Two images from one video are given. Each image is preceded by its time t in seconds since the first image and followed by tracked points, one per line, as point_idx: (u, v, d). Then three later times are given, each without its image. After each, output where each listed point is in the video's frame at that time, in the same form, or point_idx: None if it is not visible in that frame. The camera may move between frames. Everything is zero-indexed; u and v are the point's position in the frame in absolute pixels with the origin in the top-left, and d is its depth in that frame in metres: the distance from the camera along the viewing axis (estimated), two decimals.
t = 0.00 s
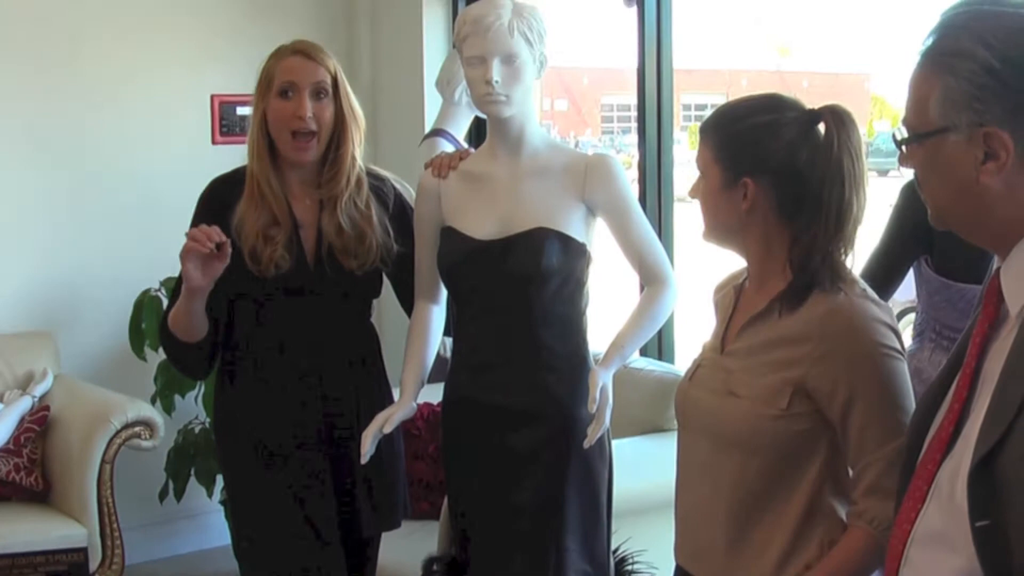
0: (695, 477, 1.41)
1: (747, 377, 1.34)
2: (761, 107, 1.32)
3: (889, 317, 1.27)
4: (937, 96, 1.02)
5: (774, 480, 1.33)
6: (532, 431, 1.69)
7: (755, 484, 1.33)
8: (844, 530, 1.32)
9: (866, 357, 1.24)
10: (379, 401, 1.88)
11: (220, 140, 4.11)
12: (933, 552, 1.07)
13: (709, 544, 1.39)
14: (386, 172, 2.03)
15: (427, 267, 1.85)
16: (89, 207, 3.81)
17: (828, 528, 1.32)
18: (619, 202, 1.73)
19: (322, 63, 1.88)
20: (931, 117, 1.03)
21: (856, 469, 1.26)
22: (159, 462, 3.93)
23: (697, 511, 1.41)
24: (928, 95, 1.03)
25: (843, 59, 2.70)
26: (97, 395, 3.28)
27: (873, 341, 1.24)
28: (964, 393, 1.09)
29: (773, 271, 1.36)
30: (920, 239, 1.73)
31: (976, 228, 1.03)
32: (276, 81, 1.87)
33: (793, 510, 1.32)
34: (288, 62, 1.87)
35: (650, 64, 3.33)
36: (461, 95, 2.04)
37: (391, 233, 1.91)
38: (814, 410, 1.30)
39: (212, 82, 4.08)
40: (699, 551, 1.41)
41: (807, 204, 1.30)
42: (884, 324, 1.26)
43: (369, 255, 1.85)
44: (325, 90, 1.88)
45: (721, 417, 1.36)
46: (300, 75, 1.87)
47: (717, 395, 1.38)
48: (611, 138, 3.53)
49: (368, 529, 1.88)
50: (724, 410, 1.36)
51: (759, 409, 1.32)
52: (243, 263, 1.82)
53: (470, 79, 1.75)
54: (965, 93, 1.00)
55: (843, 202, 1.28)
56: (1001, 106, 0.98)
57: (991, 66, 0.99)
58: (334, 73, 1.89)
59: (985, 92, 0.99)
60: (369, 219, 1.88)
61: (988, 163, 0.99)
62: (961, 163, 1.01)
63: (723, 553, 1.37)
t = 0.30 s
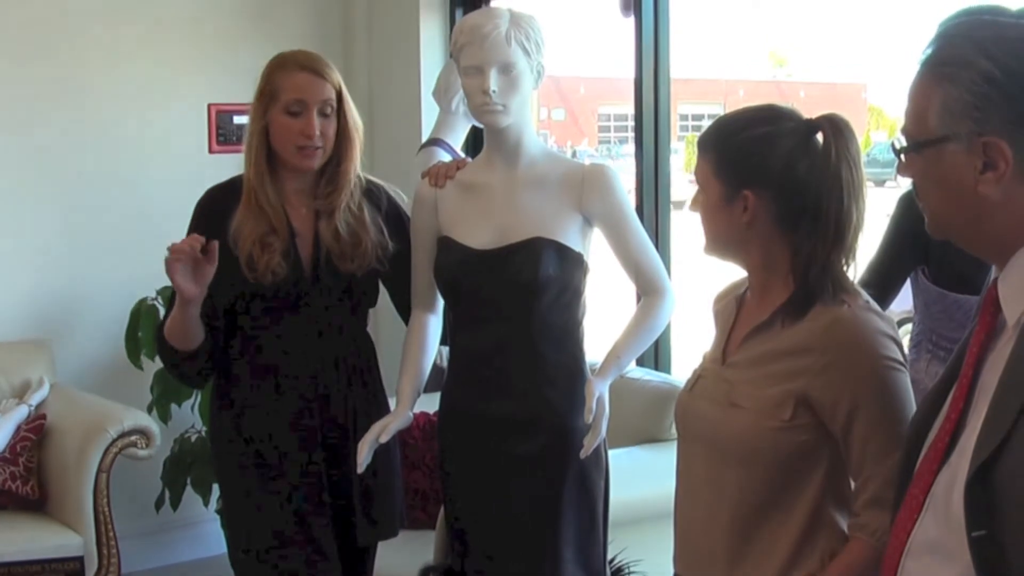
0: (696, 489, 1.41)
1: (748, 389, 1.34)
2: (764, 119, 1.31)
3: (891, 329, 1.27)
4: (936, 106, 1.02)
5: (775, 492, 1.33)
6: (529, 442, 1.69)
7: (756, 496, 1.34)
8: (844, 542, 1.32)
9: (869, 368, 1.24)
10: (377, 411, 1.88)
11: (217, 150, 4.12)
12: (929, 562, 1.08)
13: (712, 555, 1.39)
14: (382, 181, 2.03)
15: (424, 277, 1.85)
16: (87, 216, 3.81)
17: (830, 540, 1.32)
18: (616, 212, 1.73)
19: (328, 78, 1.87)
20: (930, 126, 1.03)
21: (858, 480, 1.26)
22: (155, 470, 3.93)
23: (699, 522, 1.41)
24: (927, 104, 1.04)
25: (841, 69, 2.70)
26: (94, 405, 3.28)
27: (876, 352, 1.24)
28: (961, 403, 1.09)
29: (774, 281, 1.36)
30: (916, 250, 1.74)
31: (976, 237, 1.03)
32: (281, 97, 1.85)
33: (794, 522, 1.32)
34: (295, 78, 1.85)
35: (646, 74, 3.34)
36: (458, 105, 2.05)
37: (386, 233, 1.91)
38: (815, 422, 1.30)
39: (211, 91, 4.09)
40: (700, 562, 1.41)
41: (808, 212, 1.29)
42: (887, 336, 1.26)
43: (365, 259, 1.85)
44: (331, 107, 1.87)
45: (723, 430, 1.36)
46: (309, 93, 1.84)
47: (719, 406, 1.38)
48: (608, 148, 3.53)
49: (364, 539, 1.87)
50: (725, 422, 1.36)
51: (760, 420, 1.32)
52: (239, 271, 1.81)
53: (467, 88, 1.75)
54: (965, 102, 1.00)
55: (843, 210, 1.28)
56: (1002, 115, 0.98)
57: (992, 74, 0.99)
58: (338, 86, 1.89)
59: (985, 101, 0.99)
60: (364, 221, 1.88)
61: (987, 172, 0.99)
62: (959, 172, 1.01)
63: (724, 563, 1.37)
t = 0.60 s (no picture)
0: (697, 498, 1.42)
1: (751, 399, 1.34)
2: (762, 131, 1.32)
3: (894, 338, 1.28)
4: (931, 116, 1.03)
5: (778, 500, 1.33)
6: (528, 449, 1.69)
7: (759, 504, 1.34)
8: (847, 549, 1.32)
9: (870, 377, 1.24)
10: (375, 417, 1.89)
11: (215, 156, 4.10)
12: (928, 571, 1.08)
13: (714, 563, 1.39)
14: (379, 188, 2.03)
15: (423, 284, 1.85)
16: (85, 220, 3.81)
17: (834, 547, 1.32)
18: (615, 218, 1.73)
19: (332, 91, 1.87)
20: (926, 137, 1.03)
21: (860, 488, 1.27)
22: (152, 476, 3.93)
23: (699, 531, 1.41)
24: (923, 114, 1.04)
25: (840, 75, 2.69)
26: (91, 410, 3.27)
27: (879, 360, 1.25)
28: (960, 413, 1.09)
29: (774, 290, 1.37)
30: (914, 258, 1.74)
31: (973, 248, 1.03)
32: (284, 111, 1.84)
33: (796, 531, 1.33)
34: (299, 90, 1.84)
35: (644, 79, 3.34)
36: (456, 111, 2.05)
37: (382, 236, 1.92)
38: (818, 430, 1.30)
39: (209, 95, 4.09)
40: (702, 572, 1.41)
41: (806, 220, 1.30)
42: (889, 344, 1.26)
43: (363, 262, 1.85)
44: (333, 123, 1.86)
45: (724, 439, 1.36)
46: (314, 107, 1.84)
47: (721, 415, 1.38)
48: (606, 153, 3.54)
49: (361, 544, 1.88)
50: (727, 431, 1.36)
51: (762, 429, 1.32)
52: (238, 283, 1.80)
53: (465, 96, 1.76)
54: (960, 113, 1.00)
55: (840, 218, 1.28)
56: (998, 125, 0.99)
57: (986, 84, 1.00)
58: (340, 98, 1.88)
59: (980, 112, 1.00)
60: (361, 225, 1.88)
61: (984, 182, 1.00)
62: (956, 183, 1.01)
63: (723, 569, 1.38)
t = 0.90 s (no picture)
0: (697, 502, 1.42)
1: (750, 403, 1.35)
2: (757, 135, 1.32)
3: (892, 341, 1.27)
4: (929, 122, 1.03)
5: (777, 505, 1.33)
6: (528, 452, 1.69)
7: (757, 508, 1.34)
8: (848, 553, 1.32)
9: (869, 380, 1.24)
10: (374, 420, 1.89)
11: (214, 158, 4.11)
12: None
13: (712, 566, 1.40)
14: (378, 190, 2.03)
15: (422, 286, 1.85)
16: (84, 222, 3.81)
17: (834, 551, 1.32)
18: (615, 221, 1.73)
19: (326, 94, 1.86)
20: (924, 142, 1.03)
21: (859, 492, 1.26)
22: (151, 479, 3.93)
23: (699, 534, 1.42)
24: (921, 121, 1.04)
25: (840, 78, 2.70)
26: (91, 413, 3.27)
27: (877, 364, 1.25)
28: (960, 417, 1.09)
29: (773, 295, 1.37)
30: (914, 263, 1.74)
31: (971, 255, 1.03)
32: (278, 115, 1.84)
33: (795, 536, 1.32)
34: (293, 95, 1.84)
35: (644, 82, 3.35)
36: (457, 114, 2.05)
37: (380, 238, 1.91)
38: (818, 434, 1.30)
39: (209, 97, 4.08)
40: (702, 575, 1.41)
41: (804, 225, 1.30)
42: (888, 347, 1.26)
43: (362, 266, 1.85)
44: (327, 127, 1.86)
45: (724, 443, 1.36)
46: (306, 111, 1.84)
47: (720, 420, 1.38)
48: (606, 156, 3.54)
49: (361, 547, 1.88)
50: (727, 435, 1.36)
51: (761, 434, 1.32)
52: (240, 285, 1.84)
53: (466, 98, 1.76)
54: (957, 119, 1.00)
55: (836, 224, 1.29)
56: (996, 130, 0.99)
57: (982, 89, 1.00)
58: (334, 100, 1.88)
59: (977, 118, 0.99)
60: (359, 229, 1.88)
61: (982, 188, 1.00)
62: (954, 189, 1.01)
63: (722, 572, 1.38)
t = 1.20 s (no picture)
0: (697, 501, 1.42)
1: (748, 404, 1.35)
2: (757, 136, 1.32)
3: (888, 340, 1.28)
4: (930, 123, 1.02)
5: (777, 505, 1.33)
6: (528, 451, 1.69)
7: (757, 507, 1.34)
8: (847, 554, 1.32)
9: (865, 380, 1.25)
10: (374, 420, 1.88)
11: (216, 157, 4.11)
12: None
13: (711, 566, 1.40)
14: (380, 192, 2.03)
15: (423, 286, 1.85)
16: (85, 221, 3.81)
17: (834, 550, 1.32)
18: (616, 222, 1.73)
19: (319, 86, 1.86)
20: (924, 142, 1.03)
21: (859, 491, 1.27)
22: (151, 478, 3.92)
23: (699, 533, 1.42)
24: (921, 121, 1.03)
25: (842, 78, 2.69)
26: (91, 412, 3.27)
27: (874, 363, 1.25)
28: (960, 418, 1.09)
29: (772, 293, 1.37)
30: (915, 263, 1.73)
31: (971, 255, 1.03)
32: (271, 108, 1.85)
33: (794, 536, 1.32)
34: (285, 86, 1.84)
35: (645, 82, 3.35)
36: (458, 114, 2.04)
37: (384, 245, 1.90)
38: (816, 435, 1.30)
39: (211, 97, 4.08)
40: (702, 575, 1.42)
41: (799, 228, 1.30)
42: (885, 347, 1.26)
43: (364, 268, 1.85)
44: (321, 114, 1.86)
45: (723, 444, 1.36)
46: (299, 102, 1.84)
47: (719, 422, 1.38)
48: (607, 156, 3.54)
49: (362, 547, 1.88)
50: (726, 437, 1.36)
51: (759, 434, 1.32)
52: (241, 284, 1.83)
53: (467, 98, 1.75)
54: (958, 119, 1.00)
55: (831, 227, 1.28)
56: (997, 131, 0.98)
57: (984, 89, 0.99)
58: (328, 93, 1.88)
59: (978, 118, 0.99)
60: (360, 233, 1.88)
61: (982, 188, 0.99)
62: (955, 190, 1.01)
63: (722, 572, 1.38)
